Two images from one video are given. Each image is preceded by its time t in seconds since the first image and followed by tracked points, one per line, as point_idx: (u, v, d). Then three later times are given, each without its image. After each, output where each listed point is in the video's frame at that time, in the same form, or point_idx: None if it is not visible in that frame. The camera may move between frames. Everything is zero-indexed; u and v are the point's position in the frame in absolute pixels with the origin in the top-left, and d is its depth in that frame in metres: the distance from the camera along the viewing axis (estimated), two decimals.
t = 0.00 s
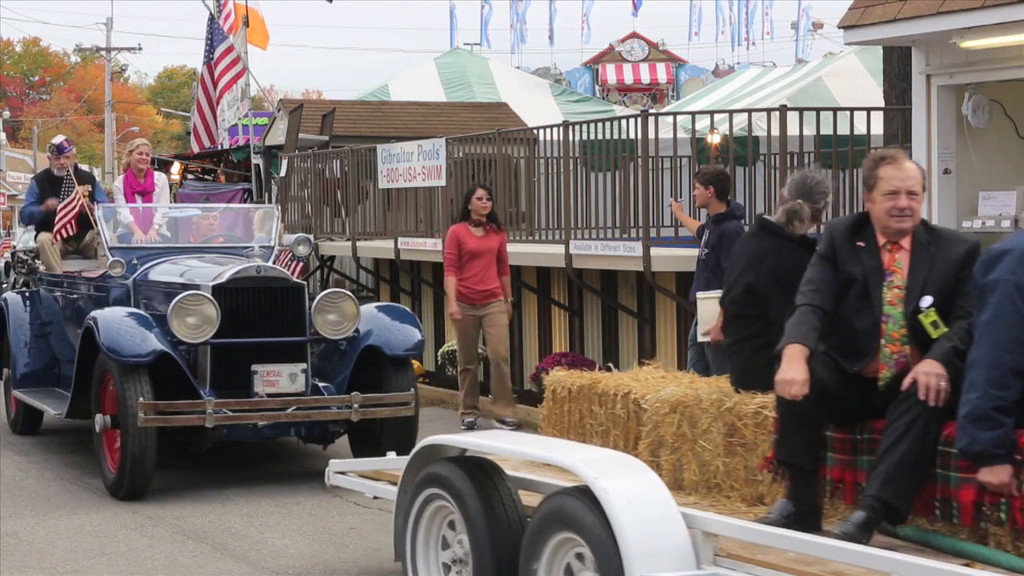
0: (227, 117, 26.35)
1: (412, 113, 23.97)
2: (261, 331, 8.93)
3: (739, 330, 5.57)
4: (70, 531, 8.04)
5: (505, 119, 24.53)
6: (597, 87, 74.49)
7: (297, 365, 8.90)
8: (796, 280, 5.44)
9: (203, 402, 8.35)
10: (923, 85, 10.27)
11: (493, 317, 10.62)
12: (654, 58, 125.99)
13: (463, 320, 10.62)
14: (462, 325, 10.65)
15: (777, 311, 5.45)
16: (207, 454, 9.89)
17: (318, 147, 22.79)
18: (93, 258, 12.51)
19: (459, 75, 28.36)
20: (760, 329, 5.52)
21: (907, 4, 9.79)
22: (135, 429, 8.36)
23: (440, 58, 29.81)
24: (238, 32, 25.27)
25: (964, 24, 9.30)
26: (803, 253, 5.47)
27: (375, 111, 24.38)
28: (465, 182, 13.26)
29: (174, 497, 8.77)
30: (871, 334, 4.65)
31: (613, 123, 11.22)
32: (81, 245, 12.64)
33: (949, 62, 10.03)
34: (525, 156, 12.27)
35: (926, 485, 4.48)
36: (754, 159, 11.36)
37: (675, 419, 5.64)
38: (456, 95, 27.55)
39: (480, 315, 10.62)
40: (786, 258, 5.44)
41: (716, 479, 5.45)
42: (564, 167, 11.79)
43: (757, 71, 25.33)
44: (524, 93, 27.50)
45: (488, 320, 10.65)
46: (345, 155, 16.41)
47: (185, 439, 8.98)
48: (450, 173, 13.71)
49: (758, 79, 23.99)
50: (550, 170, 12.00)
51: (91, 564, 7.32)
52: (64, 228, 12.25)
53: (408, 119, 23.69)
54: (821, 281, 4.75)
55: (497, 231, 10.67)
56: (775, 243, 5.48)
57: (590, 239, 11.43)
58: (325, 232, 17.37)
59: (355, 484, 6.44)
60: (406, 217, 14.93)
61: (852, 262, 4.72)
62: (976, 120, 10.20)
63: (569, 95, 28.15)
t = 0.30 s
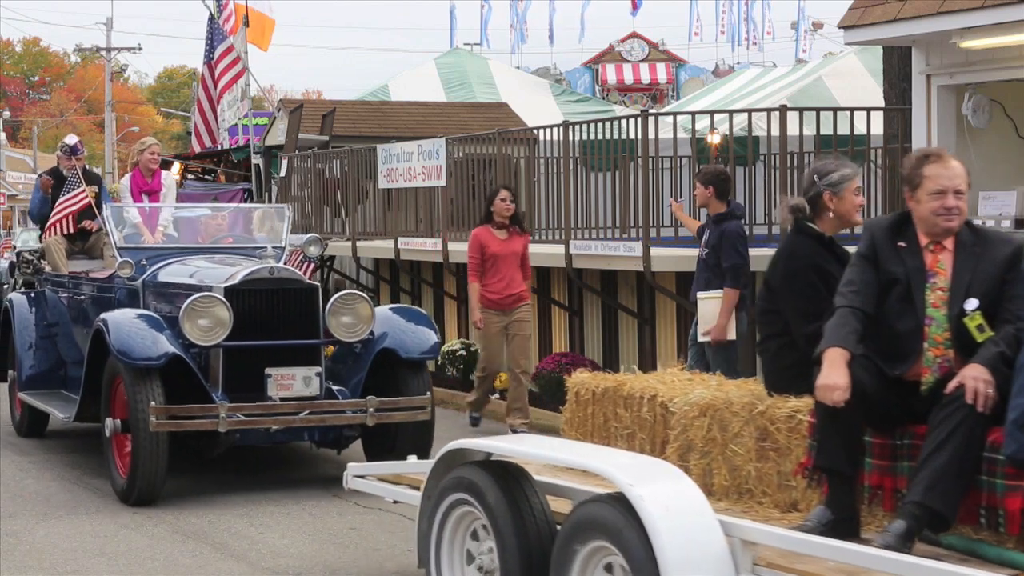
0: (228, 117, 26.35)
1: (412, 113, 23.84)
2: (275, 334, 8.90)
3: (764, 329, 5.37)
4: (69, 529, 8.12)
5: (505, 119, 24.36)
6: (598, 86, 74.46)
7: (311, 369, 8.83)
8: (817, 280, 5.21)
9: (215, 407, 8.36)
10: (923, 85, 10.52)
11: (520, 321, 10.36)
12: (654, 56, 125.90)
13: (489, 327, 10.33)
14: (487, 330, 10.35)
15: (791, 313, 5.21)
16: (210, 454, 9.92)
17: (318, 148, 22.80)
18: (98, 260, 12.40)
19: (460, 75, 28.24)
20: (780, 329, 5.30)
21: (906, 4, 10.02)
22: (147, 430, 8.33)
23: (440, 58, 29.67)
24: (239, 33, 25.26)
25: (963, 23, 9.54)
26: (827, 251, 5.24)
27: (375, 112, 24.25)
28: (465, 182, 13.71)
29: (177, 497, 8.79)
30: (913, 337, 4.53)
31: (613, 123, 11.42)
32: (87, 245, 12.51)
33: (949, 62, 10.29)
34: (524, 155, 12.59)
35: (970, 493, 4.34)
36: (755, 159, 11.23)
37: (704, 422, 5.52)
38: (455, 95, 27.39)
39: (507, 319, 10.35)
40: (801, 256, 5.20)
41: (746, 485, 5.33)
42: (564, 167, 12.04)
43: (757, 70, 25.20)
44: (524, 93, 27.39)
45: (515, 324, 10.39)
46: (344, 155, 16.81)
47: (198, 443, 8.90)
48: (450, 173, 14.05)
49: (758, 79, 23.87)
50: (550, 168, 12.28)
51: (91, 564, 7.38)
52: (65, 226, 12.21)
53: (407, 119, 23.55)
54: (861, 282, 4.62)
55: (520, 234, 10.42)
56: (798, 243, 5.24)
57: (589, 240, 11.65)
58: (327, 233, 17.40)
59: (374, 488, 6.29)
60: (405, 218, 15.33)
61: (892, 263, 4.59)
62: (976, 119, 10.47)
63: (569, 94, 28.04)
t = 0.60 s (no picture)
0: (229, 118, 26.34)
1: (412, 113, 23.73)
2: (288, 337, 8.87)
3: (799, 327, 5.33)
4: (70, 529, 8.16)
5: (505, 119, 24.26)
6: (597, 86, 74.35)
7: (325, 373, 8.83)
8: (852, 276, 5.16)
9: (229, 411, 8.27)
10: (923, 84, 10.65)
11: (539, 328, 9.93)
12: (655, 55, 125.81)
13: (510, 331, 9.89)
14: (508, 334, 9.86)
15: (829, 312, 5.16)
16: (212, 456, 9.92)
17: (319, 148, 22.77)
18: (104, 260, 12.30)
19: (460, 75, 28.09)
20: (815, 328, 5.26)
21: (906, 4, 10.10)
22: (158, 443, 8.26)
23: (440, 58, 29.55)
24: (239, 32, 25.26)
25: (963, 24, 9.55)
26: (862, 250, 5.20)
27: (376, 112, 24.16)
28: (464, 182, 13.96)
29: (179, 497, 8.78)
30: (960, 338, 4.40)
31: (613, 123, 11.53)
32: (93, 245, 12.40)
33: (949, 62, 10.38)
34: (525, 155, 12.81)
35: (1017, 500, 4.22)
36: (753, 159, 11.05)
37: (735, 427, 5.39)
38: (456, 95, 27.27)
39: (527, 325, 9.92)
40: (837, 253, 5.16)
41: (780, 490, 5.21)
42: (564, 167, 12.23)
43: (757, 71, 25.11)
44: (524, 93, 27.29)
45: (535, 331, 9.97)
46: (344, 155, 16.92)
47: (209, 448, 8.82)
48: (450, 173, 14.29)
49: (759, 79, 23.77)
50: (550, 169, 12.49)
51: (91, 564, 7.40)
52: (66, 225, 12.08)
53: (407, 119, 23.48)
54: (906, 281, 4.48)
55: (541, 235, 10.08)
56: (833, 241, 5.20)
57: (590, 239, 11.83)
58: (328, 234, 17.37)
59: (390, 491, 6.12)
60: (405, 217, 15.53)
61: (939, 261, 4.45)
62: (976, 119, 10.56)
63: (569, 95, 27.95)
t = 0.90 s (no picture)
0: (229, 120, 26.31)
1: (412, 113, 23.63)
2: (302, 339, 8.75)
3: (836, 329, 5.23)
4: (71, 530, 8.18)
5: (505, 119, 24.16)
6: (597, 86, 74.20)
7: (339, 376, 8.71)
8: (890, 275, 5.05)
9: (242, 415, 8.17)
10: (923, 85, 10.42)
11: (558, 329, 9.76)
12: (656, 53, 125.68)
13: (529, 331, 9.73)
14: (524, 336, 9.73)
15: (866, 312, 5.06)
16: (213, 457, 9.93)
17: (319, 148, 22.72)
18: (111, 261, 12.12)
19: (460, 75, 27.96)
20: (853, 331, 5.16)
21: (907, 4, 9.93)
22: (169, 445, 8.14)
23: (441, 58, 29.41)
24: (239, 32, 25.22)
25: (963, 24, 9.40)
26: (899, 250, 5.10)
27: (376, 112, 24.04)
28: (465, 182, 13.94)
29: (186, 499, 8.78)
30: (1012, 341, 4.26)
31: (613, 124, 11.54)
32: (99, 245, 12.23)
33: (950, 62, 10.16)
34: (525, 155, 12.82)
35: None
36: (753, 160, 10.89)
37: (767, 432, 5.26)
38: (456, 95, 27.12)
39: (545, 326, 9.74)
40: (874, 253, 5.06)
41: (814, 497, 5.08)
42: (564, 166, 12.21)
43: (757, 71, 24.98)
44: (524, 93, 27.16)
45: (553, 332, 9.79)
46: (345, 156, 16.85)
47: (219, 453, 8.70)
48: (450, 173, 14.28)
49: (758, 79, 23.64)
50: (550, 169, 12.46)
51: (91, 563, 7.41)
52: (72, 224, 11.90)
53: (408, 119, 23.37)
54: (955, 282, 4.35)
55: (562, 235, 9.91)
56: (870, 241, 5.11)
57: (590, 239, 11.86)
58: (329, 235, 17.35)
59: (420, 502, 5.99)
60: (405, 218, 15.50)
61: (990, 261, 4.31)
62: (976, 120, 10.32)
63: (569, 95, 27.83)
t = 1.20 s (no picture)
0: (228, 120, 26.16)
1: (413, 113, 23.51)
2: (314, 341, 8.60)
3: (873, 333, 5.09)
4: (73, 532, 8.14)
5: (505, 119, 24.06)
6: (596, 86, 73.98)
7: (353, 379, 8.57)
8: (929, 277, 4.91)
9: (254, 418, 8.07)
10: (923, 84, 10.38)
11: (588, 339, 9.48)
12: (655, 53, 125.40)
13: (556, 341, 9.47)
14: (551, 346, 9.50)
15: (903, 313, 4.91)
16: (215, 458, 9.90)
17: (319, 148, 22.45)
18: (117, 263, 11.87)
19: (460, 75, 27.81)
20: (891, 334, 5.03)
21: (906, 4, 9.84)
22: (180, 451, 8.00)
23: (440, 58, 29.25)
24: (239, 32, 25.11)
25: (963, 24, 9.30)
26: (938, 251, 4.96)
27: (376, 112, 23.86)
28: (465, 182, 13.83)
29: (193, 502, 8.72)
30: None
31: (613, 123, 11.47)
32: (103, 245, 12.00)
33: (949, 62, 10.11)
34: (525, 155, 12.74)
35: None
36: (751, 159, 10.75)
37: (802, 437, 5.13)
38: (456, 95, 26.94)
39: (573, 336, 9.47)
40: (912, 253, 4.92)
41: (852, 505, 4.96)
42: (564, 166, 12.12)
43: (756, 71, 24.87)
44: (524, 93, 27.03)
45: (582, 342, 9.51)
46: (345, 156, 16.71)
47: (231, 457, 8.56)
48: (450, 173, 14.14)
49: (758, 79, 23.51)
50: (550, 168, 12.40)
51: (92, 563, 7.39)
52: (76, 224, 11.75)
53: (408, 119, 23.23)
54: (1000, 283, 4.22)
55: (592, 241, 9.59)
56: (907, 242, 4.97)
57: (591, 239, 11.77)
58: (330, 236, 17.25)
59: (440, 508, 5.83)
60: (405, 218, 15.39)
61: None
62: (976, 120, 10.27)
63: (569, 95, 27.68)
